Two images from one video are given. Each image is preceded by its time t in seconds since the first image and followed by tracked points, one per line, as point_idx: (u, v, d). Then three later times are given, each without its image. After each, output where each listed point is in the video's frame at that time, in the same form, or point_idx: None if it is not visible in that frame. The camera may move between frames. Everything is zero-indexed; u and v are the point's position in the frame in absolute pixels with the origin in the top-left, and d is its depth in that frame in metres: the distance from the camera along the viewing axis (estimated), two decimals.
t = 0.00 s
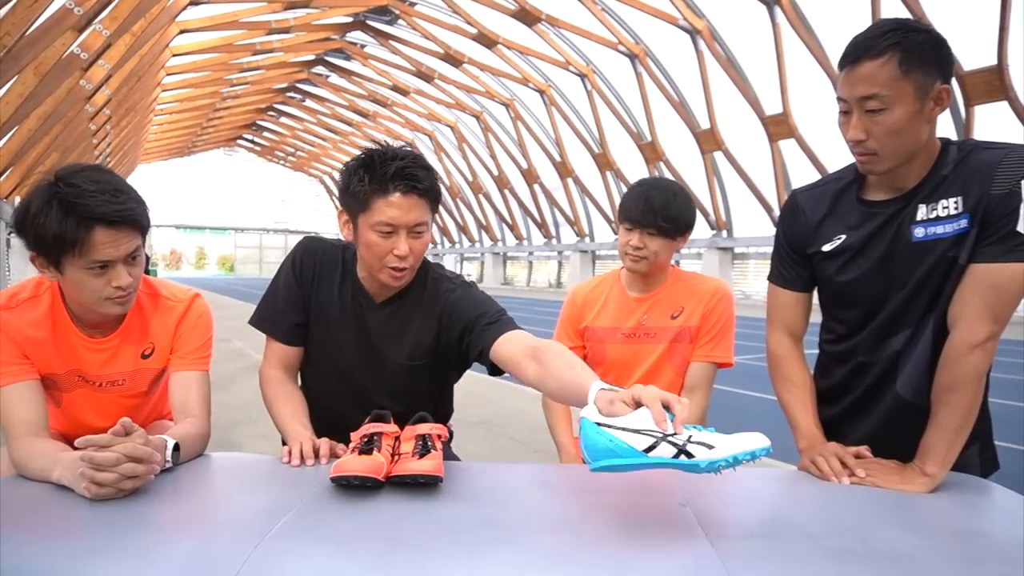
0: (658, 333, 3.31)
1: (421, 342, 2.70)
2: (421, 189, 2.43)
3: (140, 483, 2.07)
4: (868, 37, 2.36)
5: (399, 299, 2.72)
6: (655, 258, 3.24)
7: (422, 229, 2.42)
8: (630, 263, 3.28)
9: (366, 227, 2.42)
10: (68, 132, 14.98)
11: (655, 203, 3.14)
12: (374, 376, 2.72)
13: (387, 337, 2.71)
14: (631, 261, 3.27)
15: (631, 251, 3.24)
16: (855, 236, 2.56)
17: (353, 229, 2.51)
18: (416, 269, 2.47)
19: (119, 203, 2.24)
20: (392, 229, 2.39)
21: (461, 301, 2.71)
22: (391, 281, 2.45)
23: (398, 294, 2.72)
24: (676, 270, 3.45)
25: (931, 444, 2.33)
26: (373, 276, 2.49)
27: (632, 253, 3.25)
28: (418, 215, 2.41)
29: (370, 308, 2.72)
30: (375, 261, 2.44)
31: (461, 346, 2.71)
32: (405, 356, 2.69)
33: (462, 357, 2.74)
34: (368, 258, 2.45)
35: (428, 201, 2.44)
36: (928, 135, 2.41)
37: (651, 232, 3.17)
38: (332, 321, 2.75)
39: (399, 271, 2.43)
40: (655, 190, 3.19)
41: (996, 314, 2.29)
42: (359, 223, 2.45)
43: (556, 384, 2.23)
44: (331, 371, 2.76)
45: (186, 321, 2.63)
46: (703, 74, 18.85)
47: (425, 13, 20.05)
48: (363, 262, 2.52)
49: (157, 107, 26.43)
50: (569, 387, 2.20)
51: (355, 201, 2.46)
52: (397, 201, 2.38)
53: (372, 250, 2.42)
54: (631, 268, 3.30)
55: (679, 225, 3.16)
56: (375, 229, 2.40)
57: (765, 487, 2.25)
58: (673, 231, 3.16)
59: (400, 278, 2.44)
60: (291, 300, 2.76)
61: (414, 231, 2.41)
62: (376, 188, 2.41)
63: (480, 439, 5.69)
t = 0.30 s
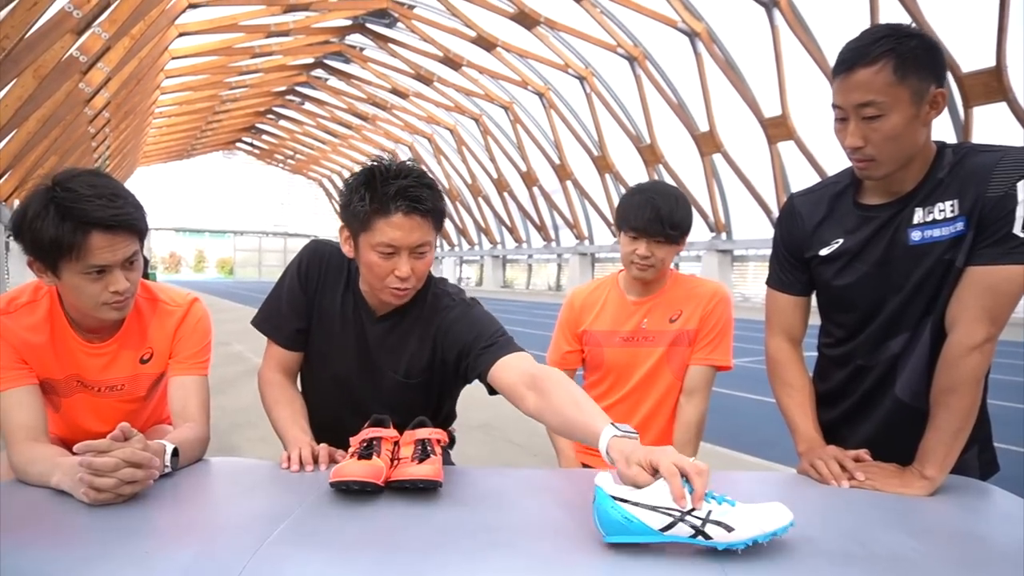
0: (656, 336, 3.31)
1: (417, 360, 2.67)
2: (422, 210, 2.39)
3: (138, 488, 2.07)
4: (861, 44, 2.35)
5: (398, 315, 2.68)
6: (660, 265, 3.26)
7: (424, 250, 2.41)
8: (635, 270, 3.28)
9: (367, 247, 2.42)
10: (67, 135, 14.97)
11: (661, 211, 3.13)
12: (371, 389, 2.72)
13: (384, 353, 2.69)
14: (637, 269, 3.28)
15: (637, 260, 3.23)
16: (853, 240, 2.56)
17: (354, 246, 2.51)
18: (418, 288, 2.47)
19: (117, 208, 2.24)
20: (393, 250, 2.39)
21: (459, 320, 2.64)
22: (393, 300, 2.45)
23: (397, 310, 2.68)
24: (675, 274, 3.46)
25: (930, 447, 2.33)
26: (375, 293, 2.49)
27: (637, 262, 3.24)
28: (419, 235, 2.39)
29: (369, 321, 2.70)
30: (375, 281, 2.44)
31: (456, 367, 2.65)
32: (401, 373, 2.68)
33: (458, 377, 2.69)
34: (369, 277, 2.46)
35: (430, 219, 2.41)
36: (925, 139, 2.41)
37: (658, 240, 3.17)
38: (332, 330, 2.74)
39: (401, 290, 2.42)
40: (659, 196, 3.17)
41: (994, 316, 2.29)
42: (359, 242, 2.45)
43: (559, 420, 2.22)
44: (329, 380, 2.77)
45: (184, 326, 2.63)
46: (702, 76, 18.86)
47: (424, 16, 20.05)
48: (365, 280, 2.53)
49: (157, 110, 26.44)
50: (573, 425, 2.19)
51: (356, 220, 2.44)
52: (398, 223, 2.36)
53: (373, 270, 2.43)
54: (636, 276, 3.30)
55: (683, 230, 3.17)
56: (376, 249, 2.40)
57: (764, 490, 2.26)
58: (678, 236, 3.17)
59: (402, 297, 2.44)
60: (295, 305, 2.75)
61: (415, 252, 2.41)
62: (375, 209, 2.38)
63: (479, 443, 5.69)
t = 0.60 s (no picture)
0: (656, 337, 3.31)
1: (421, 362, 2.67)
2: (426, 209, 2.38)
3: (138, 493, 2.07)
4: (857, 42, 2.36)
5: (402, 316, 2.68)
6: (660, 267, 3.26)
7: (427, 249, 2.40)
8: (635, 272, 3.29)
9: (370, 246, 2.41)
10: (66, 140, 14.97)
11: (661, 212, 3.14)
12: (375, 391, 2.72)
13: (389, 355, 2.68)
14: (637, 271, 3.28)
15: (637, 262, 3.23)
16: (849, 240, 2.56)
17: (358, 245, 2.50)
18: (421, 287, 2.46)
19: (114, 213, 2.24)
20: (397, 249, 2.38)
21: (463, 322, 2.64)
22: (396, 300, 2.44)
23: (401, 311, 2.67)
24: (675, 275, 3.46)
25: (931, 447, 2.33)
26: (378, 293, 2.49)
27: (638, 264, 3.24)
28: (423, 235, 2.38)
29: (373, 323, 2.69)
30: (379, 281, 2.43)
31: (460, 370, 2.65)
32: (405, 375, 2.68)
33: (461, 380, 2.69)
34: (372, 276, 2.45)
35: (434, 220, 2.40)
36: (921, 136, 2.42)
37: (658, 242, 3.17)
38: (336, 333, 2.74)
39: (403, 290, 2.42)
40: (659, 198, 3.18)
41: (992, 315, 2.29)
42: (362, 241, 2.44)
43: (561, 435, 2.21)
44: (333, 382, 2.77)
45: (184, 330, 2.63)
46: (701, 77, 18.88)
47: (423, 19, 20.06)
48: (368, 280, 2.52)
49: (156, 115, 26.48)
50: (575, 440, 2.18)
51: (359, 219, 2.43)
52: (401, 222, 2.34)
53: (376, 269, 2.42)
54: (636, 277, 3.30)
55: (682, 231, 3.18)
56: (379, 248, 2.39)
57: (766, 491, 2.26)
58: (678, 237, 3.17)
59: (405, 296, 2.44)
60: (298, 307, 2.75)
61: (419, 251, 2.40)
62: (379, 207, 2.38)
63: (481, 445, 5.69)
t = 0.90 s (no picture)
0: (656, 337, 3.31)
1: (424, 363, 2.67)
2: (425, 212, 2.39)
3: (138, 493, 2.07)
4: (848, 44, 2.37)
5: (403, 318, 2.67)
6: (660, 266, 3.26)
7: (426, 253, 2.40)
8: (635, 272, 3.29)
9: (368, 249, 2.41)
10: (67, 141, 14.97)
11: (661, 212, 3.14)
12: (377, 393, 2.72)
13: (391, 357, 2.68)
14: (637, 271, 3.28)
15: (637, 262, 3.23)
16: (845, 241, 2.57)
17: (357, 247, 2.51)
18: (419, 290, 2.46)
19: (114, 213, 2.24)
20: (395, 253, 2.37)
21: (466, 325, 2.63)
22: (394, 303, 2.44)
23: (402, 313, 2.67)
24: (675, 275, 3.46)
25: (929, 448, 2.33)
26: (377, 296, 2.49)
27: (638, 264, 3.24)
28: (421, 239, 2.38)
29: (374, 325, 2.69)
30: (378, 284, 2.43)
31: (463, 372, 2.66)
32: (408, 377, 2.68)
33: (464, 382, 2.69)
34: (371, 280, 2.46)
35: (433, 223, 2.40)
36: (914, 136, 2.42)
37: (658, 241, 3.17)
38: (337, 334, 2.74)
39: (401, 294, 2.42)
40: (659, 197, 3.18)
41: (989, 314, 2.29)
42: (361, 244, 2.44)
43: (567, 436, 2.22)
44: (335, 384, 2.77)
45: (184, 331, 2.63)
46: (701, 78, 18.88)
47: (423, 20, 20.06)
48: (367, 283, 2.52)
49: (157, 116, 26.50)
50: (580, 441, 2.19)
51: (358, 223, 2.43)
52: (400, 226, 2.34)
53: (374, 272, 2.42)
54: (636, 277, 3.30)
55: (683, 231, 3.18)
56: (377, 252, 2.39)
57: (766, 492, 2.26)
58: (678, 237, 3.17)
59: (403, 299, 2.44)
60: (299, 309, 2.75)
61: (418, 255, 2.39)
62: (377, 211, 2.38)
63: (481, 445, 5.69)
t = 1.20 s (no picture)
0: (657, 334, 3.31)
1: (421, 368, 2.67)
2: (420, 229, 2.35)
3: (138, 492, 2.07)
4: (842, 45, 2.36)
5: (401, 323, 2.66)
6: (660, 263, 3.25)
7: (421, 266, 2.38)
8: (635, 268, 3.28)
9: (363, 262, 2.40)
10: (66, 141, 14.94)
11: (661, 208, 3.14)
12: (374, 396, 2.72)
13: (390, 360, 2.68)
14: (637, 267, 3.27)
15: (638, 258, 3.23)
16: (843, 237, 2.56)
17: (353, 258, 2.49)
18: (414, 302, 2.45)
19: (112, 209, 2.24)
20: (389, 267, 2.36)
21: (464, 331, 2.62)
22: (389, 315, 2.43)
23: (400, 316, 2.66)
24: (674, 271, 3.46)
25: (929, 443, 2.33)
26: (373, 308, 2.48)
27: (638, 260, 3.24)
28: (416, 253, 2.36)
29: (373, 328, 2.68)
30: (373, 295, 2.43)
31: (461, 377, 2.65)
32: (405, 382, 2.68)
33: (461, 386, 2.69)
34: (367, 292, 2.45)
35: (428, 237, 2.37)
36: (910, 133, 2.42)
37: (658, 237, 3.17)
38: (336, 336, 2.74)
39: (397, 306, 2.41)
40: (658, 193, 3.18)
41: (987, 310, 2.29)
42: (356, 257, 2.43)
43: (565, 458, 2.21)
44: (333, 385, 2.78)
45: (184, 329, 2.63)
46: (701, 75, 18.86)
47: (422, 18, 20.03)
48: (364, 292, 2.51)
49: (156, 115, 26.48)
50: (577, 462, 2.20)
51: (354, 235, 2.42)
52: (393, 242, 2.33)
53: (369, 285, 2.41)
54: (637, 274, 3.30)
55: (681, 226, 3.17)
56: (371, 265, 2.38)
57: (765, 489, 2.26)
58: (677, 233, 3.17)
59: (398, 311, 2.43)
60: (299, 308, 2.75)
61: (413, 269, 2.38)
62: (371, 226, 2.36)
63: (481, 443, 5.70)
